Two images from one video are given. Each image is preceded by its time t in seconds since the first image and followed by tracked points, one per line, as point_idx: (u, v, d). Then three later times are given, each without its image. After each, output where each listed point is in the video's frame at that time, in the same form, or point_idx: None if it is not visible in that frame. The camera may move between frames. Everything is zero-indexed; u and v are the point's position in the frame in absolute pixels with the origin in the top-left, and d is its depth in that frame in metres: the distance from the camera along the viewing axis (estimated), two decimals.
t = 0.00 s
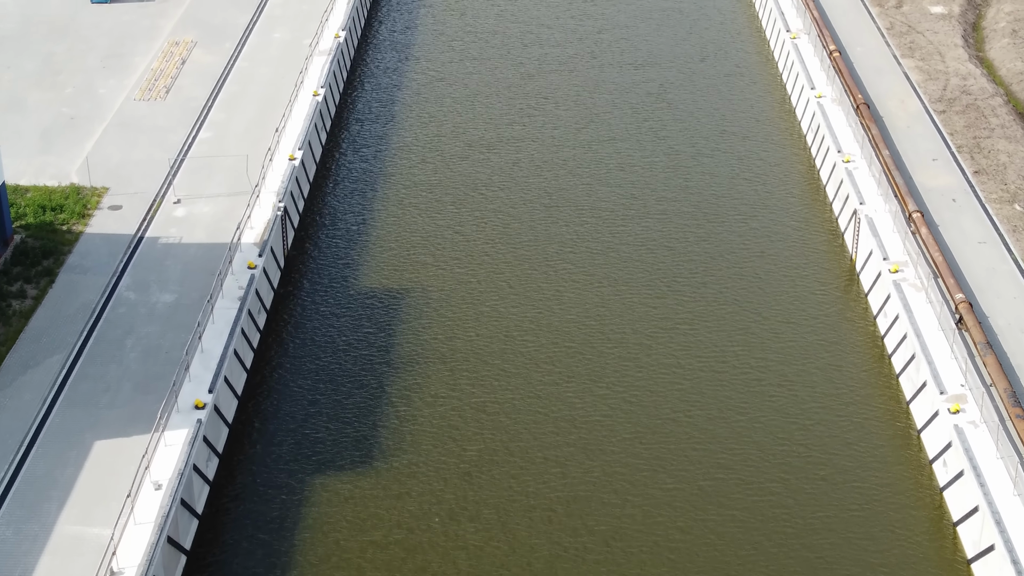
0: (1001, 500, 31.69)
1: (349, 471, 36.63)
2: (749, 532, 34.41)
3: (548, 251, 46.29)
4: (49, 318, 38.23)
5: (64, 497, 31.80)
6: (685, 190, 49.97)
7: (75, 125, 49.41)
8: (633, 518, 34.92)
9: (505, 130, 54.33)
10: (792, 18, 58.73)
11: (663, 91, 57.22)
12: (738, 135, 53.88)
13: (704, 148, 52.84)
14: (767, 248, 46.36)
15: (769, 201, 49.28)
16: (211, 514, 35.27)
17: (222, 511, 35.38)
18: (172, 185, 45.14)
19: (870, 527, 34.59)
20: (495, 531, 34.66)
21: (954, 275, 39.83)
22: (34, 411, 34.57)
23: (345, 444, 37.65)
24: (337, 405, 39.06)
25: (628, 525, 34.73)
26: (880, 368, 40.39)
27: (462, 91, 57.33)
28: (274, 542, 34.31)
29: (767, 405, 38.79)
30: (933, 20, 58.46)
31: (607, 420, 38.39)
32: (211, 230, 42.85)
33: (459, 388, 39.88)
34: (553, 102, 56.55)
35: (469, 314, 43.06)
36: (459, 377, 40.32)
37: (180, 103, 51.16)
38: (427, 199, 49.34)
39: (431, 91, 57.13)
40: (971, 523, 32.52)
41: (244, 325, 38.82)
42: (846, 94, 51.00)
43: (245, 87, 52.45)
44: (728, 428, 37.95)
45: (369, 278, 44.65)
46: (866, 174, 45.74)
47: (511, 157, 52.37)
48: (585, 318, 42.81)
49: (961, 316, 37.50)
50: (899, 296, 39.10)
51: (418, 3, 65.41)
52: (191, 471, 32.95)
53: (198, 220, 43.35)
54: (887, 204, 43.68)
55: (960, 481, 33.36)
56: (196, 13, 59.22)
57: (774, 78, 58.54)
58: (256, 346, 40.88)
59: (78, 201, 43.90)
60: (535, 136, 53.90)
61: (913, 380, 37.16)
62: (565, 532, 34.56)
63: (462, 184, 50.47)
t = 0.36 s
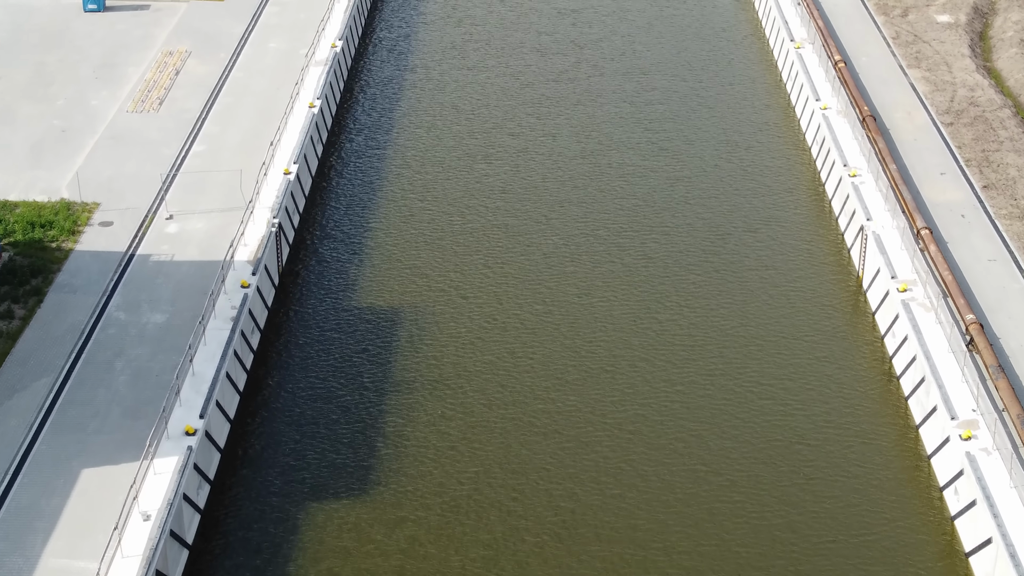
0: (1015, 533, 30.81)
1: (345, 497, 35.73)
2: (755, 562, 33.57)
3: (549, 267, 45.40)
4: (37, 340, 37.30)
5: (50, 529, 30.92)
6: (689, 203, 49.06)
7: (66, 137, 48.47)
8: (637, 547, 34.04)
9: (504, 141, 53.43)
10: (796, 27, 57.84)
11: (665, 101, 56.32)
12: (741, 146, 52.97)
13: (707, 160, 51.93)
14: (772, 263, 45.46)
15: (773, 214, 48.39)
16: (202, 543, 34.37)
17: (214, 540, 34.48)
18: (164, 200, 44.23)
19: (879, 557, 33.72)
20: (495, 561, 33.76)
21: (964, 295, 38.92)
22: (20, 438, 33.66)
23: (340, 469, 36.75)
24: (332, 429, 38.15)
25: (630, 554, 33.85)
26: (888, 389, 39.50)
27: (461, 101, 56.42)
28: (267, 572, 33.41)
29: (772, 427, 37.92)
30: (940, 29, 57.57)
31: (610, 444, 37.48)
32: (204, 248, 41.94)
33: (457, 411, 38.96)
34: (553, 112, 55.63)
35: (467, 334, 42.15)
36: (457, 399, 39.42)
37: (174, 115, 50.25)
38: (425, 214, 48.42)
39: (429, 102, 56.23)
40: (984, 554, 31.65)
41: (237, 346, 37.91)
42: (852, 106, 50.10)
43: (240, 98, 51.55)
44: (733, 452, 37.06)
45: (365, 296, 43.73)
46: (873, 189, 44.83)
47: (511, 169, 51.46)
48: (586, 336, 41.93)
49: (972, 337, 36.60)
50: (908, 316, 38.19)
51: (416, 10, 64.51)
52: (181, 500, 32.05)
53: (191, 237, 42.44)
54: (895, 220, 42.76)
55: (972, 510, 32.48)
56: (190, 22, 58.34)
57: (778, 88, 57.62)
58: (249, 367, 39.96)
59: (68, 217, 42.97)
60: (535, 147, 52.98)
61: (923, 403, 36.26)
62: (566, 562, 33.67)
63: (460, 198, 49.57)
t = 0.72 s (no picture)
0: None
1: (339, 524, 34.78)
2: None
3: (549, 284, 44.46)
4: (24, 362, 36.36)
5: (34, 562, 30.03)
6: (692, 216, 48.12)
7: (57, 151, 47.54)
8: None
9: (504, 152, 52.48)
10: (800, 36, 56.92)
11: (667, 111, 55.39)
12: (744, 157, 52.02)
13: (710, 171, 51.00)
14: (776, 279, 44.53)
15: (777, 227, 47.45)
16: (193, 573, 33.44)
17: (205, 569, 33.54)
18: (156, 216, 43.29)
19: None
20: None
21: (975, 315, 37.99)
22: (5, 466, 32.74)
23: (335, 494, 35.81)
24: (327, 453, 37.21)
25: None
26: (897, 412, 38.54)
27: (460, 111, 55.48)
28: None
29: (777, 451, 37.01)
30: (946, 38, 56.63)
31: (612, 468, 36.56)
32: (196, 266, 41.01)
33: (455, 434, 38.02)
34: (553, 122, 54.69)
35: (466, 354, 41.20)
36: (455, 422, 38.46)
37: (167, 127, 49.32)
38: (422, 228, 47.48)
39: (427, 112, 55.29)
40: None
41: (229, 367, 36.97)
42: (858, 118, 49.17)
43: (234, 111, 50.61)
44: (738, 477, 36.15)
45: (361, 314, 42.78)
46: (880, 205, 43.88)
47: (510, 181, 50.52)
48: (586, 355, 41.03)
49: (983, 361, 35.68)
50: (917, 337, 37.27)
51: (415, 19, 63.57)
52: (170, 531, 31.10)
53: (183, 254, 41.51)
54: (903, 237, 41.82)
55: (985, 541, 31.58)
56: (184, 32, 57.49)
57: (782, 97, 56.66)
58: (242, 389, 39.01)
59: (58, 234, 42.01)
60: (535, 159, 52.04)
61: (933, 428, 35.35)
62: None
63: (459, 211, 48.64)
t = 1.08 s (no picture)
0: None
1: (334, 554, 33.88)
2: None
3: (549, 301, 43.54)
4: (10, 386, 35.43)
5: None
6: (694, 230, 47.22)
7: (47, 164, 46.62)
8: None
9: (503, 164, 51.56)
10: (804, 46, 56.02)
11: (668, 121, 54.48)
12: (747, 169, 51.10)
13: (713, 184, 50.09)
14: (781, 296, 43.62)
15: (782, 242, 46.54)
16: None
17: None
18: (147, 232, 42.36)
19: None
20: None
21: (986, 337, 37.09)
22: None
23: (329, 521, 34.89)
24: (321, 479, 36.29)
25: None
26: (906, 437, 37.67)
27: (458, 122, 54.55)
28: None
29: (783, 478, 36.17)
30: (953, 48, 55.71)
31: (614, 495, 35.68)
32: (188, 284, 40.09)
33: (452, 459, 37.11)
34: (553, 133, 53.76)
35: (464, 375, 40.28)
36: (453, 446, 37.55)
37: (159, 140, 48.41)
38: (420, 243, 46.56)
39: (425, 123, 54.38)
40: None
41: (221, 391, 36.04)
42: (864, 131, 48.26)
43: (228, 123, 49.69)
44: (742, 504, 35.37)
45: (357, 333, 41.85)
46: (887, 221, 42.95)
47: (510, 194, 49.60)
48: (586, 375, 40.16)
49: (995, 385, 34.78)
50: (927, 360, 36.36)
51: (413, 26, 62.62)
52: (159, 564, 30.20)
53: (174, 272, 40.58)
54: (911, 254, 40.90)
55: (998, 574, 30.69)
56: (178, 41, 56.61)
57: (785, 106, 55.73)
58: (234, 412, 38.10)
59: (47, 251, 41.08)
60: (534, 171, 51.13)
61: (944, 454, 34.45)
62: None
63: (457, 225, 47.71)
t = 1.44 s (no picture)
0: None
1: None
2: None
3: (549, 317, 42.71)
4: None
5: None
6: (697, 243, 46.41)
7: (37, 177, 45.79)
8: None
9: (502, 176, 50.71)
10: (808, 55, 55.23)
11: (670, 131, 53.64)
12: (750, 180, 50.28)
13: (715, 195, 49.26)
14: (785, 311, 42.81)
15: (786, 256, 45.73)
16: None
17: None
18: (139, 248, 41.51)
19: None
20: None
21: (996, 357, 36.25)
22: None
23: (323, 547, 34.05)
24: (316, 503, 35.44)
25: None
26: (914, 459, 36.83)
27: (457, 132, 53.70)
28: None
29: (788, 501, 35.36)
30: (959, 57, 54.86)
31: (615, 521, 34.85)
32: (180, 302, 39.23)
33: (450, 482, 36.26)
34: (553, 143, 52.91)
35: (462, 395, 39.43)
36: (451, 468, 36.71)
37: (152, 152, 47.58)
38: (418, 258, 45.70)
39: (423, 133, 53.53)
40: None
41: (213, 413, 35.18)
42: (869, 143, 47.43)
43: (223, 134, 48.82)
44: (747, 530, 34.54)
45: (353, 351, 41.01)
46: (894, 236, 42.11)
47: (509, 206, 48.76)
48: (587, 395, 39.35)
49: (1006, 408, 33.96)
50: (936, 381, 35.53)
51: (411, 34, 61.80)
52: None
53: (166, 289, 39.73)
54: (919, 271, 40.07)
55: None
56: (173, 50, 55.80)
57: (789, 116, 54.88)
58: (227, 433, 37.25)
59: (36, 267, 40.25)
60: (534, 182, 50.28)
61: (954, 480, 33.64)
62: None
63: (455, 238, 46.85)
